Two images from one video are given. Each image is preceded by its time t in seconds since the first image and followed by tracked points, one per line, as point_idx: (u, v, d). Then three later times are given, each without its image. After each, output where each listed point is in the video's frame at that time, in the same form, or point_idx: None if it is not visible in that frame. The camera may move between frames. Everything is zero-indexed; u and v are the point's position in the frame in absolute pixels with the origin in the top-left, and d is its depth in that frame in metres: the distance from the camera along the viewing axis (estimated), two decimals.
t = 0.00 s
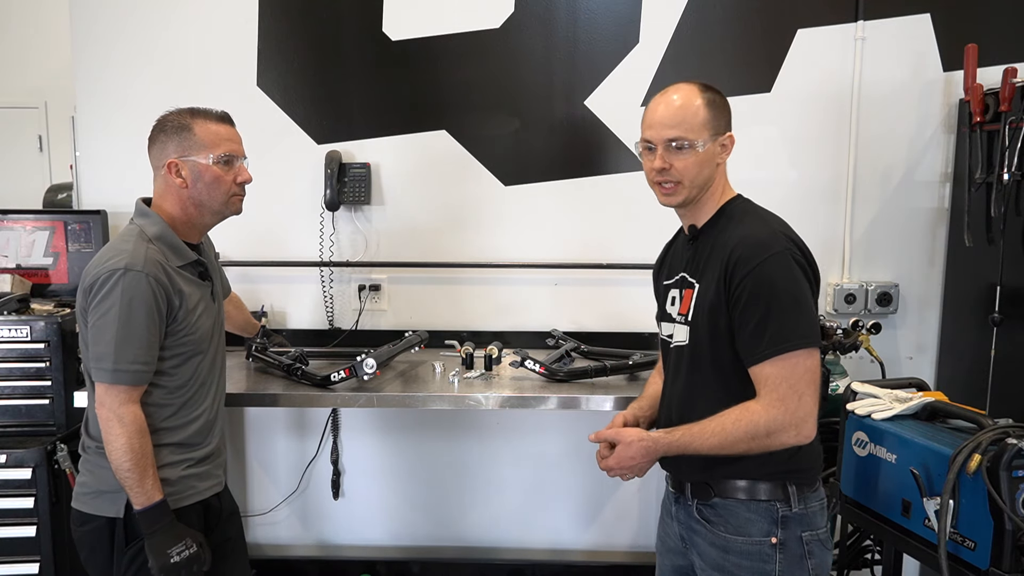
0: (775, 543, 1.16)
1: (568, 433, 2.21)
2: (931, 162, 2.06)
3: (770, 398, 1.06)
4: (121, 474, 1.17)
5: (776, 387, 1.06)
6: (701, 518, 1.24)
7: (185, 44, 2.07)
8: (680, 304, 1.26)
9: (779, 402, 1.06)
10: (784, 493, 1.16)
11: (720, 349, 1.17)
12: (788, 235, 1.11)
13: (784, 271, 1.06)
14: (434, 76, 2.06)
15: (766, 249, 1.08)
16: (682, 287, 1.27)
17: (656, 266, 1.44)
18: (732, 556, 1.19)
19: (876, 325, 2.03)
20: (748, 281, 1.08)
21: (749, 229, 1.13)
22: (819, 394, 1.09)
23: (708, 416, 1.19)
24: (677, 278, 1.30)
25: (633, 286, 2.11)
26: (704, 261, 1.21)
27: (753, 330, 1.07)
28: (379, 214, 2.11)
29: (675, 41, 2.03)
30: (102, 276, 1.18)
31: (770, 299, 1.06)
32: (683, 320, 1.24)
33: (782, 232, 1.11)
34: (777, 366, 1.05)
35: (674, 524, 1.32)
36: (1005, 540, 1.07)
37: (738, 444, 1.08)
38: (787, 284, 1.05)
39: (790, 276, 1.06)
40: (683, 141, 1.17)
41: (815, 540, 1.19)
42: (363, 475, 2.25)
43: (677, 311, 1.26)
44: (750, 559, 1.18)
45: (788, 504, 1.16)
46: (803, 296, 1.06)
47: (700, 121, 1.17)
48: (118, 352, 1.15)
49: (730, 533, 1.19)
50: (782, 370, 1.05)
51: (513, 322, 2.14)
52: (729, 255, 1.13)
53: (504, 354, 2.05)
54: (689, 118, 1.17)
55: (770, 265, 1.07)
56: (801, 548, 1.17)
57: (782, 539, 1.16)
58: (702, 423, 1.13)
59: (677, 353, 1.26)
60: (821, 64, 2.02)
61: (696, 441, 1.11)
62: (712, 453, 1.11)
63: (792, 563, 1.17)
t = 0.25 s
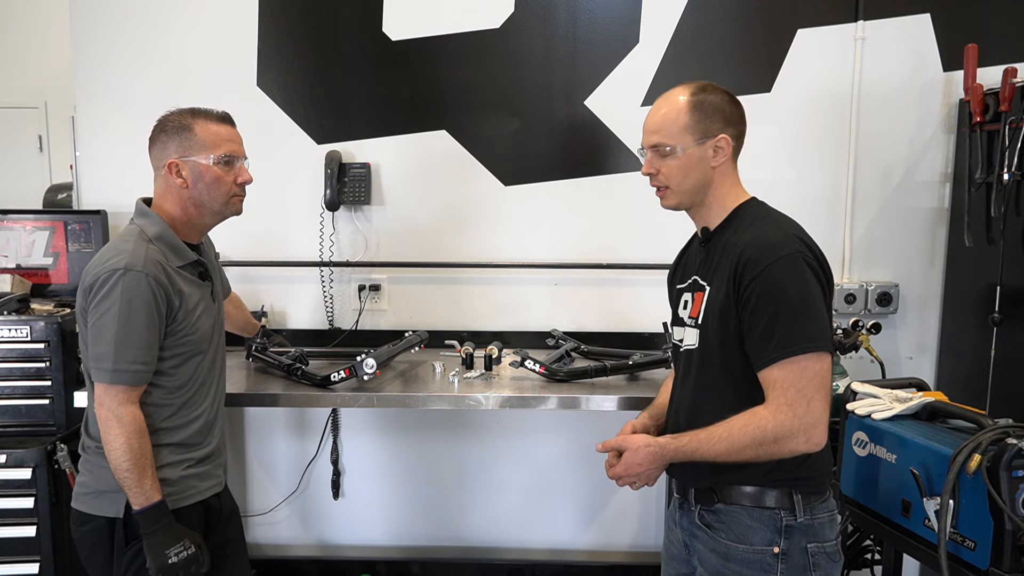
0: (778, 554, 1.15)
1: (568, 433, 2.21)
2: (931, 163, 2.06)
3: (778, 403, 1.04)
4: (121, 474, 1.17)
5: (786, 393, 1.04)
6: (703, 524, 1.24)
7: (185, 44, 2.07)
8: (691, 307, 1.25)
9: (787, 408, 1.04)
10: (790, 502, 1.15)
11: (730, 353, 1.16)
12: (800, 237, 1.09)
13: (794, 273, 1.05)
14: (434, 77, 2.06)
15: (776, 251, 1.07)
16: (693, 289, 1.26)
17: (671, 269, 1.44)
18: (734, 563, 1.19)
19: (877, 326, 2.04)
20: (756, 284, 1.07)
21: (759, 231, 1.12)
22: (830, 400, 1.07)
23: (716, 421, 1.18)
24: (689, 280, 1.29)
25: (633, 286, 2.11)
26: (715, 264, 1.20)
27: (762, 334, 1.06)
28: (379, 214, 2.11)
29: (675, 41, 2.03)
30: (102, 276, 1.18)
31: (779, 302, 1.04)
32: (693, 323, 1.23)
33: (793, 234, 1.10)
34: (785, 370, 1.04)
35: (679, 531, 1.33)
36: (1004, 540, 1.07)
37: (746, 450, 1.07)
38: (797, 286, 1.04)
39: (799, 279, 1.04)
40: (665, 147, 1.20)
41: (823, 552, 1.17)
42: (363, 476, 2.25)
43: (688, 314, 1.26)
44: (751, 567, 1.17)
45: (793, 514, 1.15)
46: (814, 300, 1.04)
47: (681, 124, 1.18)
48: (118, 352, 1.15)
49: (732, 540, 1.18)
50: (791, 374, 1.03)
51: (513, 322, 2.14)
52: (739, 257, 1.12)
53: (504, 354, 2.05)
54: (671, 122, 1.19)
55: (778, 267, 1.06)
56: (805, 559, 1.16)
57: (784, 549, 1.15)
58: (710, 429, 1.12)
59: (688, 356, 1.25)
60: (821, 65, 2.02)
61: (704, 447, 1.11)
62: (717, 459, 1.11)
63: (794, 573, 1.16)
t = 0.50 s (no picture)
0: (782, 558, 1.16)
1: (568, 433, 2.21)
2: (931, 163, 2.06)
3: (778, 411, 1.04)
4: (123, 474, 1.17)
5: (786, 401, 1.04)
6: (696, 524, 1.24)
7: (185, 43, 2.07)
8: (695, 306, 1.26)
9: (786, 415, 1.04)
10: (782, 502, 1.15)
11: (733, 355, 1.16)
12: (809, 242, 1.08)
13: (800, 279, 1.04)
14: (434, 77, 2.06)
15: (783, 256, 1.06)
16: (698, 289, 1.26)
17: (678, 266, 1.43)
18: (726, 563, 1.19)
19: (877, 326, 2.05)
20: (763, 289, 1.07)
21: (767, 234, 1.11)
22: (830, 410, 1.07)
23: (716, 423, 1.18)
24: (696, 279, 1.29)
25: (633, 286, 2.11)
26: (721, 265, 1.20)
27: (765, 339, 1.06)
28: (379, 214, 2.11)
29: (675, 41, 2.03)
30: (103, 276, 1.18)
31: (784, 308, 1.04)
32: (696, 323, 1.24)
33: (801, 238, 1.09)
34: (786, 378, 1.04)
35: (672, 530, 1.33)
36: (1005, 540, 1.07)
37: (744, 455, 1.07)
38: (803, 294, 1.04)
39: (806, 285, 1.04)
40: (653, 150, 1.26)
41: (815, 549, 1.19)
42: (363, 476, 2.25)
43: (691, 313, 1.26)
44: (744, 567, 1.17)
45: (785, 514, 1.15)
46: (820, 307, 1.04)
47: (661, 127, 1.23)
48: (119, 352, 1.15)
49: (737, 544, 1.17)
50: (794, 382, 1.03)
51: (513, 322, 2.14)
52: (745, 260, 1.12)
53: (504, 354, 2.05)
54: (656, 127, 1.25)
55: (785, 272, 1.05)
56: (798, 559, 1.16)
57: (777, 549, 1.15)
58: (708, 431, 1.12)
59: (689, 355, 1.26)
60: (822, 65, 2.02)
61: (702, 450, 1.11)
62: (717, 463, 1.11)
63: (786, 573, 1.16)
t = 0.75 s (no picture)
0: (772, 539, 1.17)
1: (568, 433, 2.21)
2: (931, 163, 2.06)
3: (765, 416, 1.04)
4: (123, 474, 1.18)
5: (773, 407, 1.03)
6: (687, 520, 1.24)
7: (185, 44, 2.07)
8: (689, 303, 1.28)
9: (773, 420, 1.04)
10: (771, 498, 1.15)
11: (723, 356, 1.15)
12: (799, 244, 1.07)
13: (789, 283, 1.02)
14: (433, 77, 2.06)
15: (773, 259, 1.05)
16: (693, 286, 1.27)
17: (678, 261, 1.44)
18: (717, 559, 1.18)
19: (877, 326, 2.05)
20: (751, 292, 1.06)
21: (759, 235, 1.09)
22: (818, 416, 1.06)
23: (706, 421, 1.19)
24: (692, 276, 1.29)
25: (634, 287, 2.11)
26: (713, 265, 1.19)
27: (752, 343, 1.05)
28: (379, 214, 2.11)
29: (675, 42, 2.03)
30: (103, 276, 1.18)
31: (772, 314, 1.03)
32: (688, 320, 1.26)
33: (791, 240, 1.07)
34: (774, 383, 1.04)
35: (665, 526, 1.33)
36: (1005, 540, 1.07)
37: (730, 456, 1.09)
38: (794, 299, 1.02)
39: (794, 289, 1.02)
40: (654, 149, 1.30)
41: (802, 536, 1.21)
42: (363, 475, 2.25)
43: (685, 310, 1.28)
44: (734, 562, 1.17)
45: (774, 509, 1.15)
46: (808, 311, 1.02)
47: (660, 126, 1.27)
48: (119, 352, 1.15)
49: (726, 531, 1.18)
50: (781, 387, 1.03)
51: (513, 322, 2.14)
52: (735, 262, 1.11)
53: (504, 354, 2.05)
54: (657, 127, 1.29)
55: (774, 275, 1.04)
56: (787, 554, 1.16)
57: (766, 543, 1.15)
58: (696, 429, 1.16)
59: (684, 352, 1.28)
60: (821, 65, 2.02)
61: (686, 447, 1.16)
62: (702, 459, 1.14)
63: (775, 568, 1.16)
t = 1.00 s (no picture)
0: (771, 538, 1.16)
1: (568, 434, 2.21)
2: (931, 163, 2.06)
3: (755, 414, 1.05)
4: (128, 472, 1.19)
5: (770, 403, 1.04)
6: (682, 513, 1.25)
7: (185, 44, 2.07)
8: (683, 299, 1.26)
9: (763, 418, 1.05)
10: (762, 492, 1.15)
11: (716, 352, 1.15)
12: (790, 244, 1.07)
13: (785, 281, 1.04)
14: (433, 78, 2.06)
15: (770, 258, 1.06)
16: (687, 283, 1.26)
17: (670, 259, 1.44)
18: (711, 552, 1.19)
19: (876, 325, 2.03)
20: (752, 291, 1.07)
21: (757, 234, 1.10)
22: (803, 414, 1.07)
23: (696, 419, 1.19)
24: (686, 273, 1.28)
25: (634, 287, 2.11)
26: (710, 262, 1.19)
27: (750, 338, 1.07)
28: (379, 214, 2.11)
29: (675, 42, 2.04)
30: (105, 275, 1.18)
31: (784, 314, 1.03)
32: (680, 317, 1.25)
33: (784, 241, 1.08)
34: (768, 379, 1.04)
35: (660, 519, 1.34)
36: (1005, 541, 1.07)
37: (719, 455, 1.09)
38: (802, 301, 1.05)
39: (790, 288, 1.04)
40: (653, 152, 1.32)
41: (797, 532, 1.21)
42: (363, 476, 2.25)
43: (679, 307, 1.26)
44: (729, 554, 1.18)
45: (764, 504, 1.15)
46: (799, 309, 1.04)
47: (677, 113, 1.22)
48: (124, 349, 1.16)
49: (722, 530, 1.18)
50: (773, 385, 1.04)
51: (513, 322, 2.14)
52: (733, 260, 1.11)
53: (504, 354, 2.05)
54: (670, 114, 1.24)
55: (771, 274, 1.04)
56: (776, 546, 1.17)
57: (757, 537, 1.16)
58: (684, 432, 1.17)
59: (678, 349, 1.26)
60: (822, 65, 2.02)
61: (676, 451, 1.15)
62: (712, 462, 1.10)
63: (766, 559, 1.17)
